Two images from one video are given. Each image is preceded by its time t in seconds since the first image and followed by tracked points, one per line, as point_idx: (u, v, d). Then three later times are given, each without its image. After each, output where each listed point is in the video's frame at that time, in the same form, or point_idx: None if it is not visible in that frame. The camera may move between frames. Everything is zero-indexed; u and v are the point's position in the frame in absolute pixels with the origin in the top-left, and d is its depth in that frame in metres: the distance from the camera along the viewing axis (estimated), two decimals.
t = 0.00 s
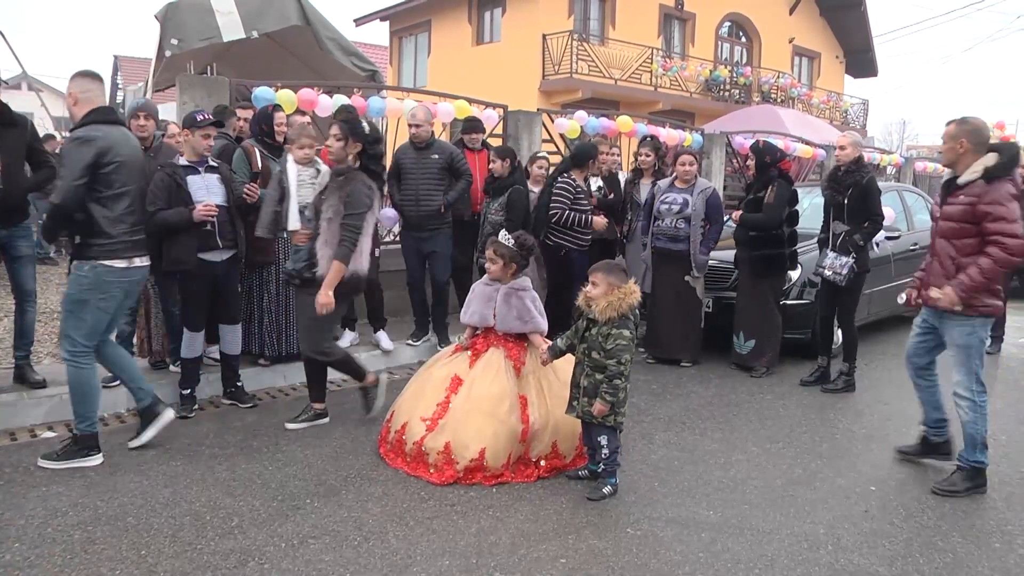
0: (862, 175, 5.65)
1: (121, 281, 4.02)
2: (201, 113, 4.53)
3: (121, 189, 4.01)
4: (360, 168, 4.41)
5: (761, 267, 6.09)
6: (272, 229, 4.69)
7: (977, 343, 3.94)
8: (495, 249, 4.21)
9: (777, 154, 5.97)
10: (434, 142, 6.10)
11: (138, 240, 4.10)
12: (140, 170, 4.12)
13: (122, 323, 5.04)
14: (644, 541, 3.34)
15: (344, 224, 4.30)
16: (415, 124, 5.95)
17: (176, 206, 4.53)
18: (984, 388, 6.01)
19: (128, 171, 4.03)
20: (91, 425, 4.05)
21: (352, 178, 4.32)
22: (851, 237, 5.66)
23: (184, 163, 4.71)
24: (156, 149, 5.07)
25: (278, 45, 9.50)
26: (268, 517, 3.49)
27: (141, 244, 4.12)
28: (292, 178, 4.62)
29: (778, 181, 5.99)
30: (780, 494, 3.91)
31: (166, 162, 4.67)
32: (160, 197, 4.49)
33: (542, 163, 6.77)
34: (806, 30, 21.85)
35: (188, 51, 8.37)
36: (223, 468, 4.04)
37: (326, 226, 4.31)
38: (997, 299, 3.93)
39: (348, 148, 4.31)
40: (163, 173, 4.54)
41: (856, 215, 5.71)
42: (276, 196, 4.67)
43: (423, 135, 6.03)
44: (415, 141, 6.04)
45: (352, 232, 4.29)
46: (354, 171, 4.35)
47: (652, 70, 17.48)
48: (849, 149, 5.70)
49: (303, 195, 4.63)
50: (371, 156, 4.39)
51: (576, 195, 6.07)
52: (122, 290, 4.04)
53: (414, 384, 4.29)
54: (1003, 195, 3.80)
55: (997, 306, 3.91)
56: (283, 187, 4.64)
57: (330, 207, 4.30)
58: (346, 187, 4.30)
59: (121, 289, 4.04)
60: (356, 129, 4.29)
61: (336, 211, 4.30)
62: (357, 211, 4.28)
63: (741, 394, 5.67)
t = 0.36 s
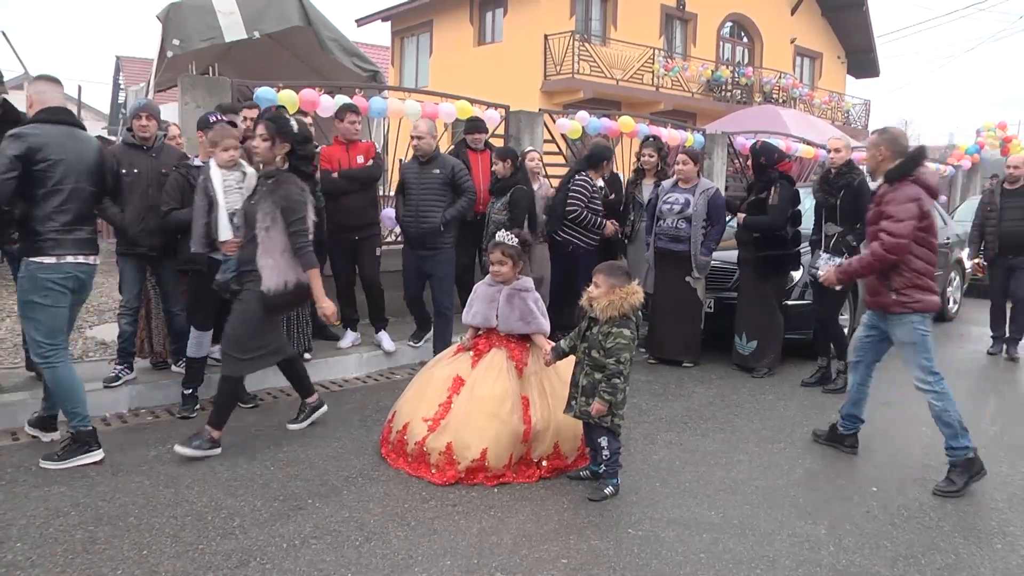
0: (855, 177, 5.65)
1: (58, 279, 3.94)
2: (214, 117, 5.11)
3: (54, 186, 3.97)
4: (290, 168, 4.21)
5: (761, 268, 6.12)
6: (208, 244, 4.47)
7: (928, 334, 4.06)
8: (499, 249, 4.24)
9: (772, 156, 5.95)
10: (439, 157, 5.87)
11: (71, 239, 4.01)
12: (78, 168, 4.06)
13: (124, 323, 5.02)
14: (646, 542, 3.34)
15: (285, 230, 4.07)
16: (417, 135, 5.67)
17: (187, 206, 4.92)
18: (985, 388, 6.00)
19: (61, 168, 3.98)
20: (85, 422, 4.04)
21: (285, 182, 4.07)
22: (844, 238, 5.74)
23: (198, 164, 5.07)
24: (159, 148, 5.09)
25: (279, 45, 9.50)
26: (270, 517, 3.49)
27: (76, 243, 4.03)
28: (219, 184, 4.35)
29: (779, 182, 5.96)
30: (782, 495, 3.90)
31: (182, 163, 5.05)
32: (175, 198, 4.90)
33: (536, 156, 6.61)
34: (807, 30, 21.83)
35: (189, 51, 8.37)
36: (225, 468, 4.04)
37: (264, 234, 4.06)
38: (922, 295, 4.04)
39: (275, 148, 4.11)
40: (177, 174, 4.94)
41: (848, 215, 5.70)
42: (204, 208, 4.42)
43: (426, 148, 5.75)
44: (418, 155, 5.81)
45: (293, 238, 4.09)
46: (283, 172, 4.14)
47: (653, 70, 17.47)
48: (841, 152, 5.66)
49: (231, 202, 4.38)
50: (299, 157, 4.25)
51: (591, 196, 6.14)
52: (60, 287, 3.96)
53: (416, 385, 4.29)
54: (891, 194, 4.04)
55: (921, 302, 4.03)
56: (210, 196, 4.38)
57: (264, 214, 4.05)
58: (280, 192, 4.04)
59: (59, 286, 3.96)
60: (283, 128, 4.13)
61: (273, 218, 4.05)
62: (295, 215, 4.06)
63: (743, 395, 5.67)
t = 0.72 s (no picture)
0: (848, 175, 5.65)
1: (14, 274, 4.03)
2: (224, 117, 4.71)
3: (17, 181, 4.05)
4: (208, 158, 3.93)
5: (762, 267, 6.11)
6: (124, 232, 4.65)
7: (790, 308, 4.60)
8: (500, 249, 4.27)
9: (764, 156, 5.98)
10: (442, 159, 5.55)
11: (36, 233, 4.11)
12: (42, 163, 4.12)
13: (124, 323, 5.03)
14: (646, 542, 3.34)
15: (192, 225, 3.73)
16: (418, 133, 5.34)
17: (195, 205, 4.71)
18: (984, 389, 6.00)
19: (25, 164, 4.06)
20: (16, 409, 4.18)
21: (201, 172, 3.81)
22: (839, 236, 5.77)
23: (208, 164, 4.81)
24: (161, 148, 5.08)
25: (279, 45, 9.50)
26: (270, 517, 3.49)
27: (40, 237, 4.12)
28: (138, 173, 4.31)
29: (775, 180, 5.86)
30: (781, 495, 3.90)
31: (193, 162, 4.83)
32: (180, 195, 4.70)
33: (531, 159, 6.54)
34: (807, 30, 21.83)
35: (189, 51, 8.37)
36: (224, 468, 4.05)
37: (172, 227, 3.76)
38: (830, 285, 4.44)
39: (193, 136, 3.85)
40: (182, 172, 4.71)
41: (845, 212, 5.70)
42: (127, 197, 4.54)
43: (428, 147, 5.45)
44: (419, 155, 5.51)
45: (192, 232, 3.72)
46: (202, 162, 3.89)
47: (653, 70, 17.47)
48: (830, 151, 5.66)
49: (151, 194, 4.36)
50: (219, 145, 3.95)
51: (593, 196, 6.13)
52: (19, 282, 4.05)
53: (416, 386, 4.29)
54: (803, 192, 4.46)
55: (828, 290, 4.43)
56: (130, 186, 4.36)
57: (175, 205, 3.76)
58: (193, 182, 3.78)
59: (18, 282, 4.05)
60: (199, 115, 3.84)
61: (182, 210, 3.74)
62: (205, 207, 3.74)
63: (743, 395, 5.67)
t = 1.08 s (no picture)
0: (843, 176, 5.65)
1: None
2: (227, 115, 4.71)
3: None
4: (120, 163, 3.59)
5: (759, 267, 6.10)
6: (26, 239, 3.95)
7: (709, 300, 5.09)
8: (500, 249, 4.27)
9: (771, 156, 5.83)
10: (425, 159, 5.18)
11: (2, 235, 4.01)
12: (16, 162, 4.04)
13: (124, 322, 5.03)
14: (646, 542, 3.34)
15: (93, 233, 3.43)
16: (399, 130, 5.00)
17: (199, 203, 4.77)
18: (984, 389, 6.00)
19: None
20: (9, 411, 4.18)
21: (108, 177, 3.51)
22: (836, 236, 5.79)
23: (212, 162, 4.86)
24: (162, 147, 5.16)
25: (280, 45, 9.50)
26: (270, 517, 3.49)
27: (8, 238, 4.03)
28: (45, 173, 3.78)
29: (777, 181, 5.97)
30: (781, 495, 3.90)
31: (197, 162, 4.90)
32: (186, 194, 4.77)
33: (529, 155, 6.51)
34: (808, 29, 21.82)
35: (190, 51, 8.37)
36: (225, 467, 4.05)
37: (73, 234, 3.47)
38: (735, 278, 4.99)
39: (104, 140, 3.54)
40: (187, 172, 4.81)
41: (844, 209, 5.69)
42: (31, 197, 3.87)
43: (409, 146, 5.07)
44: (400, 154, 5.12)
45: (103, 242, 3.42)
46: (110, 168, 3.55)
47: (653, 70, 17.46)
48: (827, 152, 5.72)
49: (58, 195, 3.79)
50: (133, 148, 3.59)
51: (593, 196, 6.12)
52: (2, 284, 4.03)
53: (416, 386, 4.29)
54: (710, 195, 4.94)
55: (733, 283, 4.99)
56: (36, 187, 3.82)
57: (78, 212, 3.47)
58: (99, 188, 3.47)
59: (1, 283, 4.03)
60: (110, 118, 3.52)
61: (85, 217, 3.45)
62: (112, 216, 3.44)
63: (743, 395, 5.66)
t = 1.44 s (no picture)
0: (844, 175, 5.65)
1: None
2: (217, 114, 4.72)
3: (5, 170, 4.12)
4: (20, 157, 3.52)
5: (757, 268, 6.13)
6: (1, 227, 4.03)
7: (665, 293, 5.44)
8: (499, 249, 4.27)
9: (777, 156, 5.92)
10: (397, 154, 4.80)
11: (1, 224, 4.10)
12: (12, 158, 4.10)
13: (124, 322, 5.03)
14: (645, 542, 3.34)
15: None
16: (368, 123, 4.69)
17: (193, 204, 4.75)
18: (984, 388, 6.00)
19: None
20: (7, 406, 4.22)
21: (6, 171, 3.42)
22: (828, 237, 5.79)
23: (204, 163, 4.86)
24: (159, 148, 5.07)
25: (278, 44, 9.48)
26: (269, 517, 3.49)
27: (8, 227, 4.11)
28: None
29: (780, 181, 5.92)
30: (781, 495, 3.90)
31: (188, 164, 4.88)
32: (179, 196, 4.72)
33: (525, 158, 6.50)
34: (807, 29, 21.82)
35: (188, 51, 8.36)
36: (224, 468, 4.04)
37: None
38: (674, 269, 5.44)
39: None
40: (181, 173, 4.77)
41: (836, 208, 5.67)
42: None
43: (380, 141, 4.74)
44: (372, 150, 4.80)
45: (6, 246, 3.38)
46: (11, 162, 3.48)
47: (652, 70, 17.46)
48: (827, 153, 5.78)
49: None
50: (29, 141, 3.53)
51: (593, 197, 6.11)
52: None
53: (415, 386, 4.29)
54: (652, 194, 5.57)
55: (671, 274, 5.43)
56: None
57: None
58: None
59: None
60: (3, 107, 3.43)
61: None
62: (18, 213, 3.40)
63: (742, 395, 5.67)
